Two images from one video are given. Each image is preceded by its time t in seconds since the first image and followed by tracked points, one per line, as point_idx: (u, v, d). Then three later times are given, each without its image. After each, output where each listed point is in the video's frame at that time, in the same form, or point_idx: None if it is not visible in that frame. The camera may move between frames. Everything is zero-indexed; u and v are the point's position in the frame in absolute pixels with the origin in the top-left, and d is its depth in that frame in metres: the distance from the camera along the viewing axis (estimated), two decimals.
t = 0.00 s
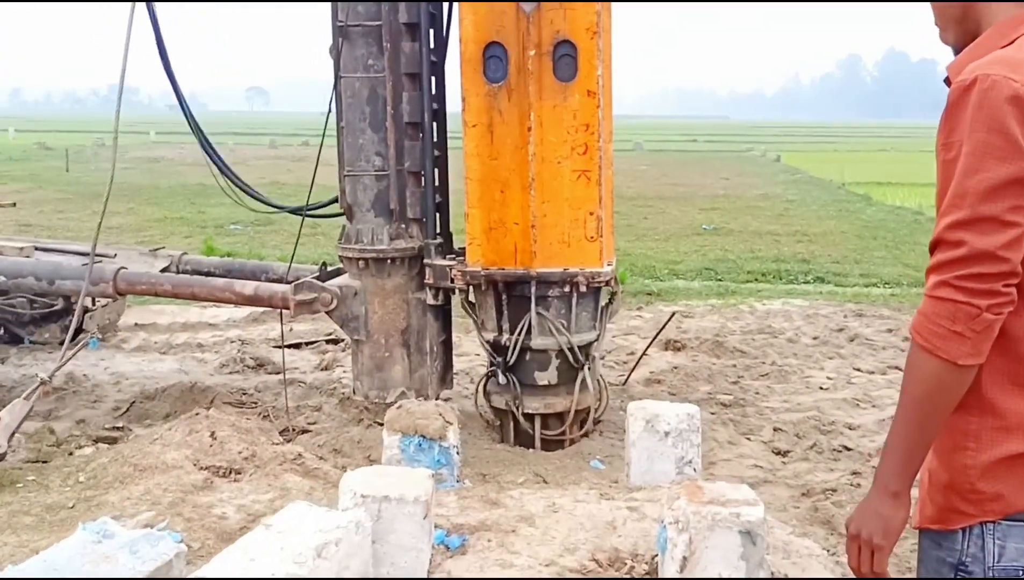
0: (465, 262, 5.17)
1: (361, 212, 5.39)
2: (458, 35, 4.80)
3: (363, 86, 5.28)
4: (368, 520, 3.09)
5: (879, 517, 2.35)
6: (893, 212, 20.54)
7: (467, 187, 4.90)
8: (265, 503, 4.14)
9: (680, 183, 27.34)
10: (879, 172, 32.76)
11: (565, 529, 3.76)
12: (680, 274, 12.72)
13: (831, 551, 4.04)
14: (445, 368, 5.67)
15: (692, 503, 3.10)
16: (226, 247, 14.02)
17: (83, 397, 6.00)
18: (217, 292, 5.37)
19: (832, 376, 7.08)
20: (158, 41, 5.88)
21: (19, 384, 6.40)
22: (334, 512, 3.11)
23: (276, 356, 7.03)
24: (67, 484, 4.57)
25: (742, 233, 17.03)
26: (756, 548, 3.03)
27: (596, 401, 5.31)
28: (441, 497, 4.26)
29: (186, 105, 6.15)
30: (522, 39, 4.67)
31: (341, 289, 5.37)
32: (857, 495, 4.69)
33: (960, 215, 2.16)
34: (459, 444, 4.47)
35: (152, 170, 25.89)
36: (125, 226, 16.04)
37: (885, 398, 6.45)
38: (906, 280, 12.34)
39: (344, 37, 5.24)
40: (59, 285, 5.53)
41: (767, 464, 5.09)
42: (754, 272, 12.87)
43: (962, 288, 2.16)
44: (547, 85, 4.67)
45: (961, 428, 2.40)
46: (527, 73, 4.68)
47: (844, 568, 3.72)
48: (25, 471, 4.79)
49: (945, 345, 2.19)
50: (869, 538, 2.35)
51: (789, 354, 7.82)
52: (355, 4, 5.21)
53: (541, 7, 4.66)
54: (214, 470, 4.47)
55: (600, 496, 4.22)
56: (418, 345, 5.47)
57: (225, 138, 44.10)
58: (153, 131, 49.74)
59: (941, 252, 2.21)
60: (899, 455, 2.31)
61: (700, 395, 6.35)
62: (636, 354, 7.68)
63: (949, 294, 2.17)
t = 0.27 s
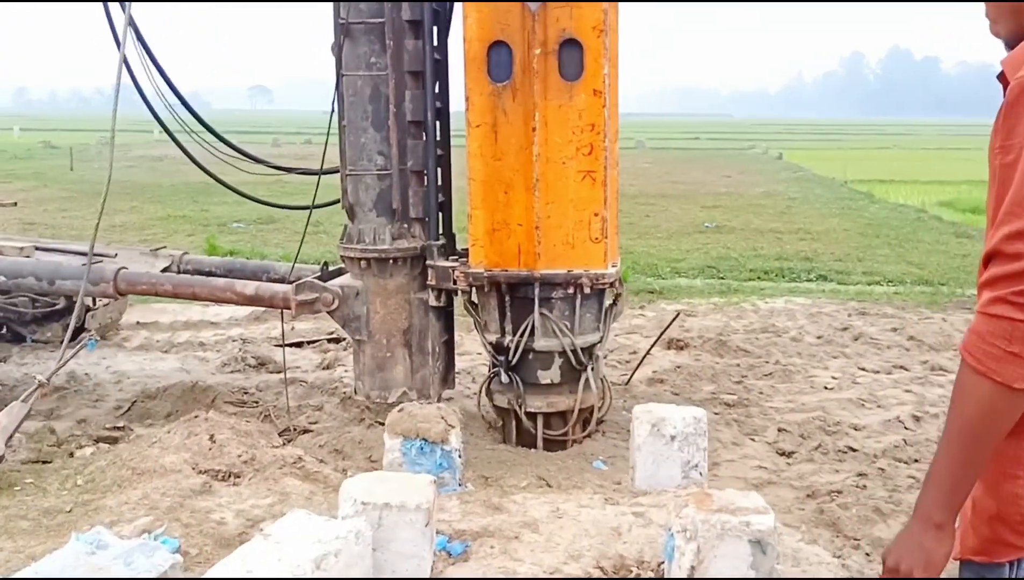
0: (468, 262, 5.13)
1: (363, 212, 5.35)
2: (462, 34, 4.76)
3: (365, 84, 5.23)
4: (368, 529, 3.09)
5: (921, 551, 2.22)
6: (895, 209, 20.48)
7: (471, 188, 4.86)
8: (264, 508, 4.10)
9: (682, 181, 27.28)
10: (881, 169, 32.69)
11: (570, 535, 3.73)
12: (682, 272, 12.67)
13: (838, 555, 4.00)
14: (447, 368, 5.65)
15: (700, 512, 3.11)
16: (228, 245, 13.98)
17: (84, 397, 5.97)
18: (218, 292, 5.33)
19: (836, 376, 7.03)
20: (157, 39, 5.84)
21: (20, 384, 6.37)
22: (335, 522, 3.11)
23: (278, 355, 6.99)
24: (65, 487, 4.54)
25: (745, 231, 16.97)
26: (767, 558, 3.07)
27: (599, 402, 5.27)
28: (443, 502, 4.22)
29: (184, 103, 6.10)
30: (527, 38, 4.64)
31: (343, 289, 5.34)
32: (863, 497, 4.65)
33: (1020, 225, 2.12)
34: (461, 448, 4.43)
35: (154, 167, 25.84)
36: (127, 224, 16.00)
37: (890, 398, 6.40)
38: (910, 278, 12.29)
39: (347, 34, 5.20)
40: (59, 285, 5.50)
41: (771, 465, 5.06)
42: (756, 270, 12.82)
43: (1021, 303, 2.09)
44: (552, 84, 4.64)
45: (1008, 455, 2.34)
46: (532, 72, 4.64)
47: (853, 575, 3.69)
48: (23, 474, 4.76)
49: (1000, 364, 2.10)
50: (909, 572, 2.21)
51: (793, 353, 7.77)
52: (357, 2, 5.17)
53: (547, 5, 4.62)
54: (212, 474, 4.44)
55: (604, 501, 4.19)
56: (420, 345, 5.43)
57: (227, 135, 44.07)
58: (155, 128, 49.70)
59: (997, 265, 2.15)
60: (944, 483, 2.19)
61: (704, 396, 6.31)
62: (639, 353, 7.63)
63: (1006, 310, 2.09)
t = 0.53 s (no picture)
0: (471, 263, 5.09)
1: (366, 212, 5.30)
2: (467, 31, 4.72)
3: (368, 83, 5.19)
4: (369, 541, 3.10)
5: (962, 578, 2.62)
6: (900, 207, 20.40)
7: (475, 187, 4.81)
8: (264, 513, 4.06)
9: (686, 178, 27.20)
10: (885, 166, 32.59)
11: (574, 542, 3.69)
12: (686, 270, 12.62)
13: (846, 558, 3.96)
14: (449, 368, 5.65)
15: (710, 521, 3.19)
16: (231, 243, 13.94)
17: (85, 397, 5.93)
18: (219, 292, 5.29)
19: (842, 376, 6.98)
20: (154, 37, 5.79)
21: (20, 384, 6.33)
22: (332, 531, 3.12)
23: (280, 354, 6.95)
24: (63, 491, 4.50)
25: (748, 228, 16.90)
26: (776, 567, 3.15)
27: (602, 403, 5.23)
28: (445, 506, 4.18)
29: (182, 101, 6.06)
30: (533, 36, 4.59)
31: (345, 289, 5.29)
32: (871, 500, 4.60)
33: None
34: (463, 451, 4.40)
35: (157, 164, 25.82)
36: (131, 221, 15.97)
37: (897, 398, 6.35)
38: (915, 276, 12.22)
39: (349, 32, 5.15)
40: (60, 285, 5.47)
41: (777, 466, 5.01)
42: (760, 268, 12.76)
43: None
44: (558, 82, 4.59)
45: None
46: (538, 70, 4.59)
47: None
48: (22, 476, 4.72)
49: None
50: None
51: (798, 352, 7.72)
52: None
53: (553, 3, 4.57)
54: (212, 478, 4.41)
55: (609, 506, 4.14)
56: (422, 345, 5.39)
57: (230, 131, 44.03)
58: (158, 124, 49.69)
59: None
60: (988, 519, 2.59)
61: (709, 396, 6.26)
62: (643, 352, 7.59)
63: None
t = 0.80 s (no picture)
0: (474, 263, 5.05)
1: (369, 211, 5.27)
2: (470, 30, 4.68)
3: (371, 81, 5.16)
4: (369, 549, 3.12)
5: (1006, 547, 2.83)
6: (905, 204, 20.32)
7: (478, 187, 4.77)
8: (263, 518, 4.03)
9: (690, 175, 27.14)
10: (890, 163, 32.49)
11: (579, 548, 3.65)
12: (690, 268, 12.57)
13: (853, 561, 3.92)
14: (454, 368, 5.57)
15: (718, 529, 3.19)
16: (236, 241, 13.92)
17: (88, 396, 5.91)
18: (222, 291, 5.26)
19: (849, 375, 6.93)
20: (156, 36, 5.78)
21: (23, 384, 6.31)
22: (332, 539, 3.14)
23: (284, 354, 6.91)
24: (62, 494, 4.48)
25: (753, 226, 16.85)
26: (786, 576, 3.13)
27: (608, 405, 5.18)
28: (448, 510, 4.14)
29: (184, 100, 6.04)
30: (536, 35, 4.55)
31: (348, 288, 5.27)
32: (879, 501, 4.56)
33: None
34: (467, 454, 4.36)
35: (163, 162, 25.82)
36: (136, 219, 15.97)
37: (905, 397, 6.30)
38: (920, 274, 12.16)
39: (352, 30, 5.13)
40: (62, 285, 5.44)
41: (785, 467, 4.97)
42: (765, 266, 12.71)
43: None
44: (562, 81, 4.55)
45: None
46: (542, 69, 4.55)
47: None
48: (21, 479, 4.70)
49: None
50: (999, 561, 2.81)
51: (804, 351, 7.67)
52: None
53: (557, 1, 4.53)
54: (211, 482, 4.38)
55: (614, 511, 4.10)
56: (426, 345, 5.35)
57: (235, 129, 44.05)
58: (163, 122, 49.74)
59: None
60: None
61: (715, 396, 6.22)
62: (648, 351, 7.54)
63: None
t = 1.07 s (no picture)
0: (478, 263, 5.02)
1: (372, 210, 5.24)
2: (472, 27, 4.65)
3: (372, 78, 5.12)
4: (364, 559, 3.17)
5: None
6: (913, 202, 20.23)
7: (481, 185, 4.74)
8: (264, 522, 4.01)
9: (698, 174, 27.07)
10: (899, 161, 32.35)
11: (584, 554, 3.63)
12: (698, 266, 12.53)
13: (862, 563, 3.89)
14: (459, 368, 5.53)
15: (724, 536, 3.20)
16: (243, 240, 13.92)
17: (94, 396, 5.90)
18: (226, 291, 5.24)
19: (857, 375, 6.88)
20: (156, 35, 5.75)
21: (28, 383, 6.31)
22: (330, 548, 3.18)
23: (291, 353, 6.89)
24: (61, 497, 4.46)
25: (761, 224, 16.79)
26: None
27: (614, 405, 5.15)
28: (451, 514, 4.11)
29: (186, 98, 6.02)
30: (538, 31, 4.51)
31: (352, 288, 5.24)
32: (888, 503, 4.52)
33: None
34: (471, 456, 4.34)
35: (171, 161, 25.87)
36: (145, 218, 16.00)
37: (914, 398, 6.25)
38: (928, 272, 12.09)
39: (352, 27, 5.09)
40: (65, 284, 5.43)
41: (793, 468, 4.93)
42: (773, 264, 12.66)
43: None
44: (565, 78, 4.51)
45: None
46: (544, 66, 4.51)
47: None
48: (22, 481, 4.68)
49: None
50: None
51: (812, 350, 7.62)
52: None
53: None
54: (212, 485, 4.36)
55: (620, 515, 4.06)
56: (431, 345, 5.32)
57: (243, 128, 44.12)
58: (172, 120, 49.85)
59: None
60: None
61: (723, 396, 6.18)
62: (655, 351, 7.50)
63: None
